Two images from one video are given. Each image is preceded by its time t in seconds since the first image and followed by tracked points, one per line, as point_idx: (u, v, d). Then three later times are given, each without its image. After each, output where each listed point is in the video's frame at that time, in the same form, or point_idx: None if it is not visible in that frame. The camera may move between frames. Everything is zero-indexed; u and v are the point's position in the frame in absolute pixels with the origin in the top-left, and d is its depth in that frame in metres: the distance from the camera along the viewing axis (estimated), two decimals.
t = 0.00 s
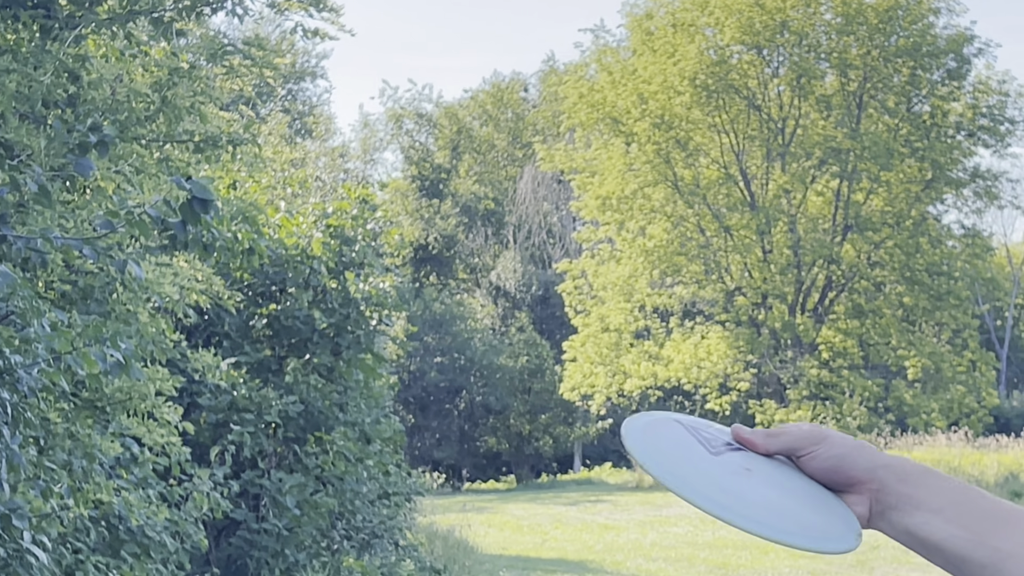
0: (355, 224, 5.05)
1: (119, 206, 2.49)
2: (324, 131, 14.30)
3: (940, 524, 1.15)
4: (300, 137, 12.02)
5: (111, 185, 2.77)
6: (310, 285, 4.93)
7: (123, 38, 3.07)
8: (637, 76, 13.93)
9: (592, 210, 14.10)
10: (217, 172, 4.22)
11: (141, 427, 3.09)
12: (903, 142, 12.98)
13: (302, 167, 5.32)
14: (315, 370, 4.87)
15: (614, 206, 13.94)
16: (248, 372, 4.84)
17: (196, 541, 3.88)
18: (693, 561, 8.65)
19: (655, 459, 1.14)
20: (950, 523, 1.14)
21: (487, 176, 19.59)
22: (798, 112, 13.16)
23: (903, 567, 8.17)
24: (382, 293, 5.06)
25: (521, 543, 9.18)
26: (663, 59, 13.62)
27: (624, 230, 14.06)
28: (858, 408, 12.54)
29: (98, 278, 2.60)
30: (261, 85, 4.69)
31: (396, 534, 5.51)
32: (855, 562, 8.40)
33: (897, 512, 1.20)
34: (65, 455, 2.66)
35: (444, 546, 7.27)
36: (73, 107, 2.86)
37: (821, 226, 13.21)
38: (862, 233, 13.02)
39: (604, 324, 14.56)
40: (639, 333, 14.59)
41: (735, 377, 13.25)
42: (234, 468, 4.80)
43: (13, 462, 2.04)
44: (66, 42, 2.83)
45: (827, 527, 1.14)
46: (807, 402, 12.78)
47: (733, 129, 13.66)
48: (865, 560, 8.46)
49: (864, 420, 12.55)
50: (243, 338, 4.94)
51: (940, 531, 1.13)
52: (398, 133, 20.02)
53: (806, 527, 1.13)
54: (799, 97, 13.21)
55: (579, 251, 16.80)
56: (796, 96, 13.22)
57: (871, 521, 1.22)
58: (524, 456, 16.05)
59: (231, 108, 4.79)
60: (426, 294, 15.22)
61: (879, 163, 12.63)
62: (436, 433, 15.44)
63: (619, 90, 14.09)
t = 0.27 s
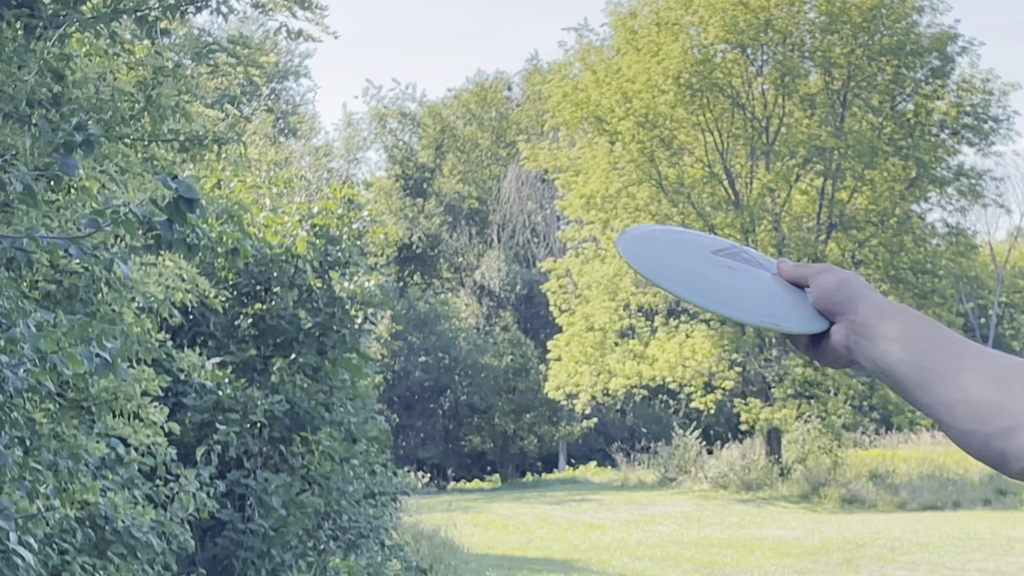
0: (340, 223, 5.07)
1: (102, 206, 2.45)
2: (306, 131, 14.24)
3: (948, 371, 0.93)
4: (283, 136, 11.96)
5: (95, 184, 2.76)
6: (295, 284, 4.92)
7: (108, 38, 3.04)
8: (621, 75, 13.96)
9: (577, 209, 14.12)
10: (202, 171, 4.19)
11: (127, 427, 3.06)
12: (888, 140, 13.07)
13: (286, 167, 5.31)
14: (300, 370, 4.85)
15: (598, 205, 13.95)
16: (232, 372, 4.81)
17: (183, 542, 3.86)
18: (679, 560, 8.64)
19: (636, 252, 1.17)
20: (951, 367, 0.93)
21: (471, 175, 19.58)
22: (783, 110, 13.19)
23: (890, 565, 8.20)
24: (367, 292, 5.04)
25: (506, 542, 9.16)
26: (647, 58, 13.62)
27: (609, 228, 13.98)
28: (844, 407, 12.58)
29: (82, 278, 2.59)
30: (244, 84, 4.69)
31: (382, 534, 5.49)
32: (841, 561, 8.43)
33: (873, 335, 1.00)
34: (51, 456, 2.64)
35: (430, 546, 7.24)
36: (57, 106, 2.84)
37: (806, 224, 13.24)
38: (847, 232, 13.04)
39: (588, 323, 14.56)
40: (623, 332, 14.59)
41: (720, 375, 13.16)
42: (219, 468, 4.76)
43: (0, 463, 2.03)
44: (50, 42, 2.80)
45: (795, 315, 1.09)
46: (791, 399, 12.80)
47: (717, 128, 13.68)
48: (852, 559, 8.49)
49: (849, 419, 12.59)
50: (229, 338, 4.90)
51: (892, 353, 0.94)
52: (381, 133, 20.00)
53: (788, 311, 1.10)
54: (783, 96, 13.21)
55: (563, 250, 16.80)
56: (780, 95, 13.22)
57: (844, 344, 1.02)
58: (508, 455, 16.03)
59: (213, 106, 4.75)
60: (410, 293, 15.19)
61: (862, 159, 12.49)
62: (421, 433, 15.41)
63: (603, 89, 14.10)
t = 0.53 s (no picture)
0: (324, 223, 5.04)
1: (85, 204, 2.48)
2: (287, 130, 14.17)
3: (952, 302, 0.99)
4: (265, 136, 11.93)
5: (78, 184, 2.73)
6: (278, 285, 4.91)
7: (91, 37, 3.01)
8: (604, 75, 13.98)
9: (559, 209, 14.20)
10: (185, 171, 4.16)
11: (111, 428, 3.05)
12: (870, 140, 13.11)
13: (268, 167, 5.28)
14: (283, 370, 4.83)
15: (581, 205, 14.03)
16: (215, 372, 4.79)
17: (167, 543, 3.84)
18: (662, 560, 8.64)
19: (651, 216, 1.27)
20: (959, 299, 0.99)
21: (453, 175, 19.57)
22: (765, 110, 13.23)
23: (873, 564, 8.24)
24: (350, 292, 5.02)
25: (489, 543, 9.16)
26: (629, 58, 13.65)
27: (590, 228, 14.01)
28: (825, 407, 12.63)
29: (64, 278, 2.57)
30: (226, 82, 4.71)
31: (366, 535, 5.49)
32: (824, 561, 8.46)
33: (887, 271, 1.06)
34: (33, 457, 2.61)
35: (413, 546, 7.23)
36: (40, 105, 2.80)
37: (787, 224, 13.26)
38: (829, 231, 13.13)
39: (571, 323, 14.54)
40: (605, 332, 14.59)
41: (703, 375, 13.18)
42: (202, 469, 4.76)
43: None
44: (31, 42, 2.76)
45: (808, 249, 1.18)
46: (774, 399, 12.85)
47: (700, 128, 13.71)
48: (834, 558, 8.52)
49: (831, 419, 12.62)
50: (211, 338, 4.88)
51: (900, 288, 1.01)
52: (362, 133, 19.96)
53: (801, 248, 1.20)
54: (765, 96, 13.26)
55: (545, 250, 16.80)
56: (762, 95, 13.27)
57: (858, 274, 1.09)
58: (490, 455, 16.01)
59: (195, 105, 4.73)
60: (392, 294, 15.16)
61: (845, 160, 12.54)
62: (403, 433, 15.39)
63: (585, 90, 14.15)
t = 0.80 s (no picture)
0: (305, 223, 5.05)
1: (66, 205, 2.48)
2: (266, 130, 14.09)
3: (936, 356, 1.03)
4: (246, 136, 11.88)
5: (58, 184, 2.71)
6: (259, 285, 4.89)
7: (72, 37, 2.98)
8: (584, 76, 13.92)
9: (540, 210, 14.11)
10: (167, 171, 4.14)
11: (91, 429, 3.02)
12: (851, 142, 13.16)
13: (253, 168, 5.30)
14: (265, 371, 4.81)
15: (562, 206, 14.00)
16: (196, 373, 4.76)
17: (148, 545, 3.81)
18: (644, 561, 8.64)
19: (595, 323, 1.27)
20: (928, 352, 1.02)
21: (434, 176, 19.54)
22: (746, 112, 13.27)
23: (854, 566, 8.26)
24: (332, 293, 5.01)
25: (469, 544, 9.14)
26: (609, 59, 13.63)
27: (572, 229, 14.01)
28: (807, 408, 12.59)
29: (46, 278, 2.54)
30: (208, 83, 4.75)
31: (347, 536, 5.47)
32: (805, 562, 8.49)
33: (852, 330, 1.09)
34: (14, 458, 2.61)
35: (394, 547, 7.21)
36: (20, 104, 2.77)
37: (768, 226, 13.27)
38: (811, 233, 13.13)
39: (552, 325, 14.52)
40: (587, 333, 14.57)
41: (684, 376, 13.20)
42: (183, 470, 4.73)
43: None
44: (11, 41, 2.73)
45: (759, 333, 1.22)
46: (756, 401, 12.81)
47: (681, 129, 13.73)
48: (816, 560, 8.54)
49: (813, 420, 12.56)
50: (192, 339, 4.85)
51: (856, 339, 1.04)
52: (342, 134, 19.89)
53: (752, 332, 1.23)
54: (746, 97, 13.29)
55: (526, 251, 16.79)
56: (744, 97, 13.30)
57: (822, 340, 1.11)
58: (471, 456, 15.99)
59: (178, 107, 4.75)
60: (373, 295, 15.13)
61: (826, 162, 12.74)
62: (383, 435, 15.36)
63: (566, 91, 14.07)
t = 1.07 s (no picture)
0: (286, 223, 5.07)
1: (45, 206, 2.45)
2: (247, 130, 14.05)
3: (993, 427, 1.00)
4: (226, 136, 11.84)
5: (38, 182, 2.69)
6: (241, 285, 4.87)
7: (53, 36, 2.96)
8: (565, 77, 13.93)
9: (521, 211, 14.15)
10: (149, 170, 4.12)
11: (71, 429, 3.00)
12: (832, 143, 13.22)
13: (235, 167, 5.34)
14: (246, 370, 4.79)
15: (543, 207, 14.00)
16: (177, 373, 4.73)
17: (128, 546, 3.79)
18: (625, 562, 8.64)
19: None
20: None
21: (415, 176, 19.51)
22: (727, 113, 13.33)
23: (835, 567, 8.29)
24: (314, 293, 5.01)
25: (450, 545, 9.12)
26: (591, 60, 13.67)
27: (553, 230, 14.03)
28: (787, 409, 12.49)
29: (25, 277, 2.52)
30: (189, 82, 4.79)
31: (327, 537, 5.45)
32: (786, 563, 8.51)
33: None
34: None
35: (375, 548, 7.20)
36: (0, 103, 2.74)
37: (750, 227, 13.32)
38: (791, 235, 13.04)
39: (533, 325, 14.49)
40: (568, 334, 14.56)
41: (665, 377, 13.22)
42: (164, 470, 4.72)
43: None
44: None
45: None
46: (736, 402, 12.74)
47: (663, 130, 13.74)
48: (796, 561, 8.57)
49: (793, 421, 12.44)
50: (173, 338, 4.82)
51: None
52: (324, 133, 19.85)
53: None
54: (728, 99, 13.31)
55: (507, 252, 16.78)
56: (725, 98, 13.33)
57: None
58: (452, 457, 15.98)
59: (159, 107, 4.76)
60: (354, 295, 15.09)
61: (807, 163, 12.66)
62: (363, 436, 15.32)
63: (547, 91, 14.05)
